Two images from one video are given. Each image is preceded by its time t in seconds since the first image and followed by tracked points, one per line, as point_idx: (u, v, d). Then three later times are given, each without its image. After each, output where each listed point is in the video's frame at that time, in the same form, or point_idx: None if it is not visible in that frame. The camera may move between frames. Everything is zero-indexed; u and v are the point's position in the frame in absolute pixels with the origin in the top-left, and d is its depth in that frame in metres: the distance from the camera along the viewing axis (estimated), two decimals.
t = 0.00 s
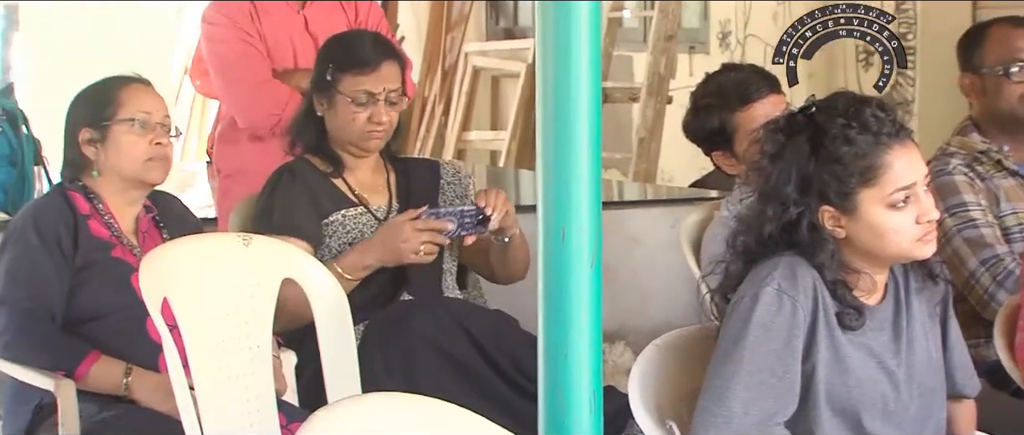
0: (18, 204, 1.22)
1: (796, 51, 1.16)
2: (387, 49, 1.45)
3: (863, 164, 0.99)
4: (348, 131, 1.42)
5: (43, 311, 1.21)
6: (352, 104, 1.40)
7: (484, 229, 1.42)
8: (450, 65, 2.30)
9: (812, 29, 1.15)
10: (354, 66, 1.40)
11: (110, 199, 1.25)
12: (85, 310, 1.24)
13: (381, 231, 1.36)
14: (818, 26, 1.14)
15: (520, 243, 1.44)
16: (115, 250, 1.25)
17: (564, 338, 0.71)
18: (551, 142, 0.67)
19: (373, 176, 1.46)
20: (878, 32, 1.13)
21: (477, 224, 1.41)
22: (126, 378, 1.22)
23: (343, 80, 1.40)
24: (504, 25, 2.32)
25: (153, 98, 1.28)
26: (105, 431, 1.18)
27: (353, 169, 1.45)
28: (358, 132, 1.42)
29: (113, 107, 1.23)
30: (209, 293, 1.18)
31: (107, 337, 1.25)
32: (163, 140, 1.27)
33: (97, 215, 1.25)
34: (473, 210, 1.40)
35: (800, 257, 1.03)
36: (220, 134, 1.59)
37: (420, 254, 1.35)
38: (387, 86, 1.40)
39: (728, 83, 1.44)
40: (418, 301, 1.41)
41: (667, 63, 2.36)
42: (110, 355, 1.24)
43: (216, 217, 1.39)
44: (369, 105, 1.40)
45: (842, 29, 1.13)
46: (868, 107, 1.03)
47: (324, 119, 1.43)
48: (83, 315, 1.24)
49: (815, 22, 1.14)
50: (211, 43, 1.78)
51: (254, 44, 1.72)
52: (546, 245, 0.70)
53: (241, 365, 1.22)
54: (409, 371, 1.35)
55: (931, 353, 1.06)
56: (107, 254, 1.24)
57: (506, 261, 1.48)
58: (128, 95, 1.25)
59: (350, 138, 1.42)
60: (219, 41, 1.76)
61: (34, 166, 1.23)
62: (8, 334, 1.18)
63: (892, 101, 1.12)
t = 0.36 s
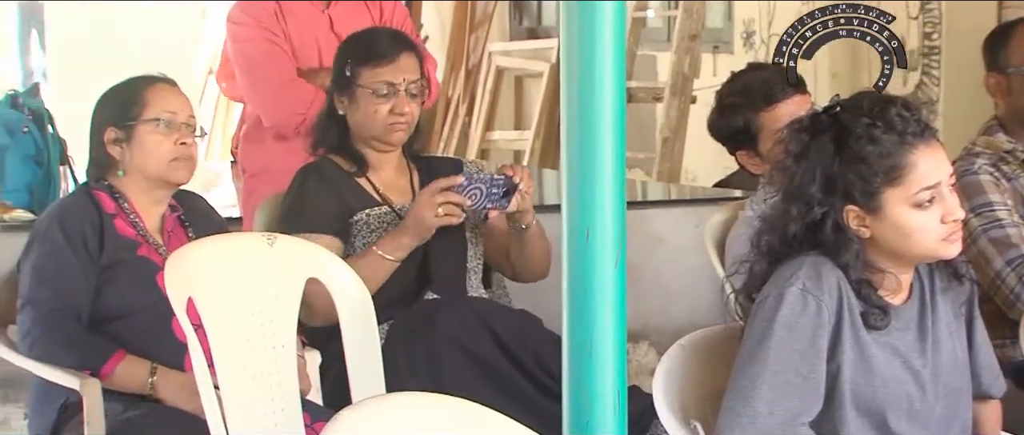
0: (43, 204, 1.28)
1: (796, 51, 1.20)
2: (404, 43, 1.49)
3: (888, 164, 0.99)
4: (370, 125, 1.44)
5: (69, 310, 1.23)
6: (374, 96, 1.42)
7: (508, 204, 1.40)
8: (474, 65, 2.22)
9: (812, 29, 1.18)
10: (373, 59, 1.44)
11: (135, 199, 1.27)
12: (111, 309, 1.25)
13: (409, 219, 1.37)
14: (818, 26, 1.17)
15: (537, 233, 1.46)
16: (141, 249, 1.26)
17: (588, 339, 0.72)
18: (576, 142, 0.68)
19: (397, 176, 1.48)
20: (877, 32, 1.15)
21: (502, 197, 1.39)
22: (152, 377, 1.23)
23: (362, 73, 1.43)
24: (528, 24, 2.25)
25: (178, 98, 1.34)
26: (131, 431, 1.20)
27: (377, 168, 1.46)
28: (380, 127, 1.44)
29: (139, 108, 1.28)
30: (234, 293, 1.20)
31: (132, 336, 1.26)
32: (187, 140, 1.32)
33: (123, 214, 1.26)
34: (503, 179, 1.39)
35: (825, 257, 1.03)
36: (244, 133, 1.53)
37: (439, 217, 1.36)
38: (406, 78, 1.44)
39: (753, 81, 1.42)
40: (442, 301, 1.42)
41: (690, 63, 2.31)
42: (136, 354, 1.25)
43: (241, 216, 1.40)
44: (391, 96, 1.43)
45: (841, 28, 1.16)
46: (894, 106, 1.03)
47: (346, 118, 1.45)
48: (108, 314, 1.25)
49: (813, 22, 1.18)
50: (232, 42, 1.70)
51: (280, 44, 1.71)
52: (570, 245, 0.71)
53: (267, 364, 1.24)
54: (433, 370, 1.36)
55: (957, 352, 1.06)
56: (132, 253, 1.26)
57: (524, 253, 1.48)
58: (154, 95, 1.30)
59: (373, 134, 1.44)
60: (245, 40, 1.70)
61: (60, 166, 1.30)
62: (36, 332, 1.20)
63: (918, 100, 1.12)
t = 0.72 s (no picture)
0: (66, 204, 1.29)
1: (795, 50, 1.20)
2: (421, 41, 1.51)
3: (910, 164, 0.99)
4: (390, 123, 1.45)
5: (92, 309, 1.25)
6: (394, 92, 1.43)
7: (525, 196, 1.39)
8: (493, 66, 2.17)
9: (812, 29, 1.17)
10: (391, 57, 1.46)
11: (157, 198, 1.30)
12: (132, 308, 1.27)
13: (436, 213, 1.39)
14: (818, 26, 1.17)
15: (553, 231, 1.47)
16: (162, 249, 1.29)
17: (610, 339, 0.73)
18: (597, 140, 0.69)
19: (418, 176, 1.50)
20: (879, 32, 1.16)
21: (522, 187, 1.37)
22: (174, 377, 1.25)
23: (381, 70, 1.45)
24: (548, 24, 2.21)
25: (201, 99, 1.36)
26: (152, 431, 1.21)
27: (398, 168, 1.48)
28: (401, 123, 1.45)
29: (161, 108, 1.30)
30: (257, 293, 1.21)
31: (155, 336, 1.28)
32: (209, 141, 1.34)
33: (144, 214, 1.29)
34: (523, 169, 1.37)
35: (847, 257, 1.03)
36: (267, 132, 1.48)
37: (461, 203, 1.35)
38: (427, 74, 1.46)
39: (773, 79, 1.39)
40: (463, 301, 1.43)
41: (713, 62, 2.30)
42: (157, 354, 1.27)
43: (261, 216, 1.40)
44: (410, 93, 1.44)
45: (842, 28, 1.16)
46: (915, 106, 1.03)
47: (365, 117, 1.46)
48: (129, 314, 1.28)
49: (813, 21, 1.18)
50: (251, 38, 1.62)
51: (303, 44, 1.65)
52: (591, 244, 0.72)
53: (291, 363, 1.25)
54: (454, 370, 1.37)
55: (979, 353, 1.06)
56: (154, 252, 1.28)
57: (542, 252, 1.49)
58: (176, 97, 1.33)
59: (393, 131, 1.46)
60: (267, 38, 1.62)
61: (81, 166, 1.30)
62: (59, 331, 1.21)
63: (939, 100, 1.12)
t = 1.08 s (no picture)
0: (85, 204, 1.31)
1: (795, 50, 1.27)
2: (442, 41, 1.51)
3: (929, 164, 0.99)
4: (409, 120, 1.46)
5: (111, 310, 1.26)
6: (415, 92, 1.44)
7: (542, 194, 1.40)
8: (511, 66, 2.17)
9: (812, 30, 1.26)
10: (412, 56, 1.45)
11: (176, 199, 1.30)
12: (151, 309, 1.28)
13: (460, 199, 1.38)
14: (818, 26, 1.26)
15: (570, 231, 1.48)
16: (182, 249, 1.29)
17: (628, 340, 0.73)
18: (615, 140, 0.69)
19: (438, 175, 1.51)
20: (877, 32, 1.23)
21: (541, 183, 1.37)
22: (193, 377, 1.27)
23: (401, 69, 1.44)
24: (566, 25, 2.21)
25: (218, 100, 1.36)
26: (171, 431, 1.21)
27: (417, 168, 1.49)
28: (422, 120, 1.46)
29: (181, 108, 1.32)
30: (278, 293, 1.22)
31: (174, 336, 1.29)
32: (228, 141, 1.35)
33: (164, 215, 1.29)
34: (540, 166, 1.36)
35: (867, 258, 1.03)
36: (288, 133, 1.53)
37: (482, 190, 1.34)
38: (446, 72, 1.47)
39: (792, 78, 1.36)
40: (481, 302, 1.43)
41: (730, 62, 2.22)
42: (177, 354, 1.28)
43: (281, 217, 1.42)
44: (431, 93, 1.45)
45: (841, 27, 1.24)
46: (934, 107, 1.03)
47: (385, 117, 1.46)
48: (149, 314, 1.28)
49: (814, 23, 1.26)
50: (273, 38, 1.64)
51: (322, 44, 1.63)
52: (609, 244, 0.72)
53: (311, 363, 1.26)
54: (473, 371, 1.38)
55: (999, 354, 1.06)
56: (173, 253, 1.29)
57: (558, 252, 1.50)
58: (196, 97, 1.34)
59: (412, 130, 1.47)
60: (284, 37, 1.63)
61: (101, 167, 1.32)
62: (78, 332, 1.23)
63: (959, 101, 1.11)
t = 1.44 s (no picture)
0: (99, 205, 1.32)
1: (795, 50, 1.23)
2: (456, 42, 1.53)
3: (943, 165, 0.99)
4: (423, 120, 1.47)
5: (125, 310, 1.27)
6: (429, 91, 1.46)
7: (558, 193, 1.41)
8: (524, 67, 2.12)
9: (813, 30, 1.23)
10: (427, 56, 1.48)
11: (190, 200, 1.30)
12: (165, 309, 1.29)
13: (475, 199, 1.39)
14: (818, 26, 1.22)
15: (584, 230, 1.49)
16: (195, 250, 1.29)
17: (642, 339, 0.74)
18: (630, 140, 0.70)
19: (452, 176, 1.51)
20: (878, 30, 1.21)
21: (552, 183, 1.37)
22: (206, 377, 1.26)
23: (416, 70, 1.47)
24: (579, 25, 2.17)
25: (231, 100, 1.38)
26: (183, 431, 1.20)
27: (431, 168, 1.50)
28: (436, 120, 1.47)
29: (194, 109, 1.33)
30: (293, 294, 1.22)
31: (187, 337, 1.29)
32: (241, 142, 1.36)
33: (177, 215, 1.30)
34: (555, 165, 1.36)
35: (881, 258, 1.03)
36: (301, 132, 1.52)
37: (499, 189, 1.34)
38: (462, 73, 1.48)
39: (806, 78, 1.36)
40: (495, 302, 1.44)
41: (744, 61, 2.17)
42: (190, 354, 1.28)
43: (293, 217, 1.43)
44: (445, 92, 1.46)
45: (843, 26, 1.21)
46: (949, 107, 1.03)
47: (399, 117, 1.48)
48: (164, 314, 1.29)
49: (814, 23, 1.23)
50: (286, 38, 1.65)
51: (336, 44, 1.64)
52: (623, 244, 0.72)
53: (325, 363, 1.27)
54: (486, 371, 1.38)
55: (1014, 355, 1.05)
56: (186, 253, 1.28)
57: (573, 252, 1.51)
58: (209, 97, 1.35)
59: (426, 130, 1.48)
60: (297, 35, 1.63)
61: (115, 167, 1.34)
62: (92, 331, 1.25)
63: (973, 102, 1.11)
